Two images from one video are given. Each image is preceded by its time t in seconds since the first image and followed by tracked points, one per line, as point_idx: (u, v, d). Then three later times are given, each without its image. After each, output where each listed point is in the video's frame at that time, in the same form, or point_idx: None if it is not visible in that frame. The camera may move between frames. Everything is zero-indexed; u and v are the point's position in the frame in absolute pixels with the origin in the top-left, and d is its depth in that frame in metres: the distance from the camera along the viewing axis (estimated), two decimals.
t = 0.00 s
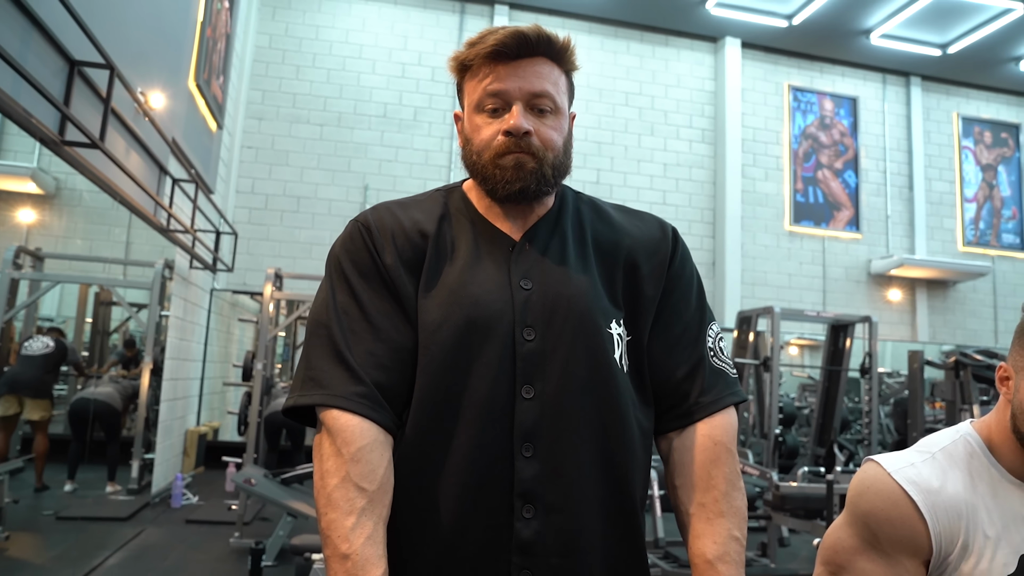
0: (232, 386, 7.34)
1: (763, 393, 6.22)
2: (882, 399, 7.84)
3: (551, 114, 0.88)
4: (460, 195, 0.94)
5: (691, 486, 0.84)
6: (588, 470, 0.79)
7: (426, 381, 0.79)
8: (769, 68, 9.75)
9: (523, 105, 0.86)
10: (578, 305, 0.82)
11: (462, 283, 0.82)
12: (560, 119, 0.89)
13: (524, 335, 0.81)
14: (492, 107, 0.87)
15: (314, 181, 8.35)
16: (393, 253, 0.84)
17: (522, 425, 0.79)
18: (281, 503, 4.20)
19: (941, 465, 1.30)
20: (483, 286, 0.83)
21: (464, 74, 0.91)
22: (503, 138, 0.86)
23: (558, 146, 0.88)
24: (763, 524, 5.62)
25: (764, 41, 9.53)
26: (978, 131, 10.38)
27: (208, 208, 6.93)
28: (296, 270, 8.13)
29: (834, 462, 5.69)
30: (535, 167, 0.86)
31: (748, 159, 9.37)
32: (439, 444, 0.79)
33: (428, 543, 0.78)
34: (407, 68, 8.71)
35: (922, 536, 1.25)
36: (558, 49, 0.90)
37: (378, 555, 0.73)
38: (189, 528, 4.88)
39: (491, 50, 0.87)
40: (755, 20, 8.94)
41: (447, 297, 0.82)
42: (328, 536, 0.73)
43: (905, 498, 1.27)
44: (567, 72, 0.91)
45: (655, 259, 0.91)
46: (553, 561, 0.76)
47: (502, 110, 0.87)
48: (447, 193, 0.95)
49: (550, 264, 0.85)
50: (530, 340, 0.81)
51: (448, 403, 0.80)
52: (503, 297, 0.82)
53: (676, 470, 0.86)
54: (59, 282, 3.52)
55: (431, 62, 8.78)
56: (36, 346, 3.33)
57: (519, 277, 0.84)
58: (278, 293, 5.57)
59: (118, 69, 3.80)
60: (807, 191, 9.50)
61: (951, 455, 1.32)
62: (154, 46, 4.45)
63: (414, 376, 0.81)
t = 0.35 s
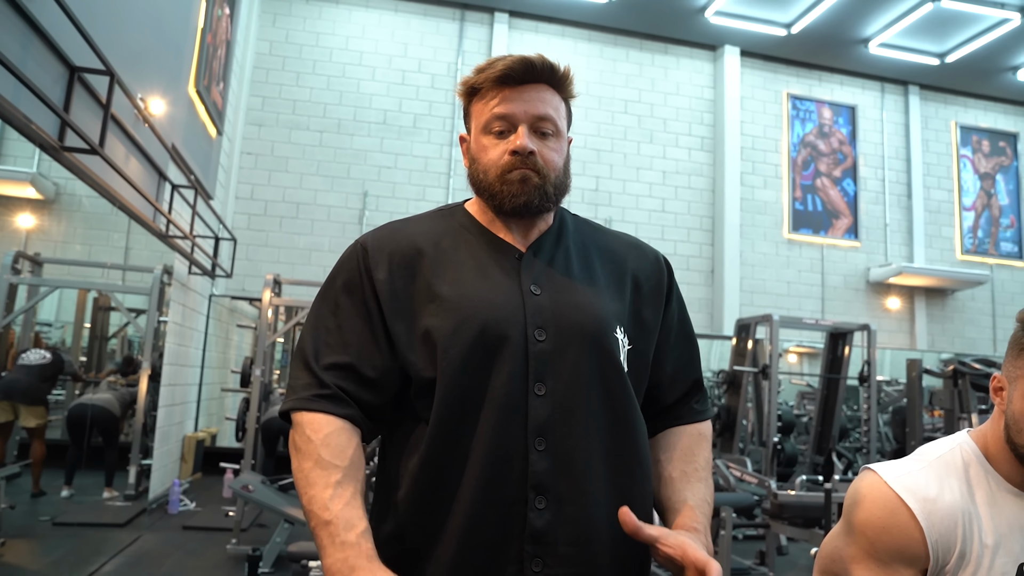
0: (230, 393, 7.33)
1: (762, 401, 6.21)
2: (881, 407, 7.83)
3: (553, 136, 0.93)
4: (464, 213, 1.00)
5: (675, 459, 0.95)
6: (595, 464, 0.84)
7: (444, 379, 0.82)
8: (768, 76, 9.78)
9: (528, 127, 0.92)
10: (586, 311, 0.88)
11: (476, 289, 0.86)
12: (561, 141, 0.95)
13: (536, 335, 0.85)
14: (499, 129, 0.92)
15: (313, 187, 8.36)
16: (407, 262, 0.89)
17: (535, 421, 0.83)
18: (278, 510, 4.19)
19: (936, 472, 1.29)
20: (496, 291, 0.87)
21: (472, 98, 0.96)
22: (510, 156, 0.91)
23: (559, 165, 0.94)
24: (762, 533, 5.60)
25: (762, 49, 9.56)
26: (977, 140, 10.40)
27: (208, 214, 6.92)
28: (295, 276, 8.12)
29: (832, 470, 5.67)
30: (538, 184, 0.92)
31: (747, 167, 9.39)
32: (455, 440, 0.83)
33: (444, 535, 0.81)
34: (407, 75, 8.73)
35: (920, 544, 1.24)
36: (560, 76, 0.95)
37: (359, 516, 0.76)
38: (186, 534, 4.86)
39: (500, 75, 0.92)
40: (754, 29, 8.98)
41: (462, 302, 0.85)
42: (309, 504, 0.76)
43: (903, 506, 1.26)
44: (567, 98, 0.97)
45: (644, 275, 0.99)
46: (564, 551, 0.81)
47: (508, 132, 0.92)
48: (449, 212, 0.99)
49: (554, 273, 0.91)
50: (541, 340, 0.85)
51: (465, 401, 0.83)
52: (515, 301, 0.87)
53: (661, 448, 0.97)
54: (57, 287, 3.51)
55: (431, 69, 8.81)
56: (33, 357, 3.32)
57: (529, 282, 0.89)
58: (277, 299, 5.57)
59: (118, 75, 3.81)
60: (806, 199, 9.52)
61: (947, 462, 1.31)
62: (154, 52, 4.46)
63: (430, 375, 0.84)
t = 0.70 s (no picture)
0: (237, 391, 7.35)
1: (769, 399, 6.20)
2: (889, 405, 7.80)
3: (552, 145, 0.95)
4: (469, 216, 1.03)
5: (675, 441, 1.03)
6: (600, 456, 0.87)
7: (457, 377, 0.84)
8: (774, 73, 9.74)
9: (525, 140, 0.93)
10: (593, 310, 0.90)
11: (486, 289, 0.88)
12: (559, 150, 0.96)
13: (544, 332, 0.87)
14: (498, 143, 0.94)
15: (320, 186, 8.38)
16: (415, 265, 0.92)
17: (546, 416, 0.84)
18: (286, 507, 4.19)
19: (945, 470, 1.29)
20: (503, 291, 0.89)
21: (470, 110, 0.98)
22: (510, 172, 0.93)
23: (557, 175, 0.96)
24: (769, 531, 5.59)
25: (769, 46, 9.52)
26: (986, 137, 10.33)
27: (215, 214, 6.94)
28: (301, 274, 8.14)
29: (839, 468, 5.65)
30: (537, 203, 0.94)
31: (754, 164, 9.37)
32: (465, 435, 0.84)
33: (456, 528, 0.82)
34: (413, 74, 8.73)
35: (930, 540, 1.24)
36: (557, 83, 0.96)
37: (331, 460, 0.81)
38: (195, 532, 4.89)
39: (494, 92, 0.93)
40: (760, 26, 8.95)
41: (472, 301, 0.87)
42: (291, 459, 0.81)
43: (913, 502, 1.26)
44: (562, 103, 0.98)
45: (647, 274, 1.02)
46: (571, 542, 0.83)
47: (506, 146, 0.94)
48: (453, 218, 1.02)
49: (558, 274, 0.94)
50: (551, 338, 0.87)
51: (475, 397, 0.84)
52: (522, 301, 0.89)
53: (663, 433, 1.04)
54: (66, 286, 3.54)
55: (437, 68, 8.81)
56: (42, 358, 3.36)
57: (536, 281, 0.91)
58: (283, 298, 5.58)
59: (126, 76, 3.83)
60: (813, 196, 9.48)
61: (956, 460, 1.30)
62: (161, 52, 4.47)
63: (439, 372, 0.85)
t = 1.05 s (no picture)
0: (235, 388, 7.36)
1: (767, 401, 6.20)
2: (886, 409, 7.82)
3: (516, 140, 0.97)
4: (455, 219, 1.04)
5: (681, 424, 1.01)
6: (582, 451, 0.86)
7: (440, 378, 0.85)
8: (775, 76, 9.75)
9: (488, 139, 0.96)
10: (573, 307, 0.90)
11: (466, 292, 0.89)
12: (525, 145, 0.98)
13: (523, 331, 0.87)
14: (464, 145, 0.97)
15: (320, 184, 8.38)
16: (401, 270, 0.93)
17: (525, 413, 0.84)
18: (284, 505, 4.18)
19: (943, 474, 1.29)
20: (483, 293, 0.89)
21: (436, 120, 1.01)
22: (476, 171, 0.95)
23: (525, 168, 0.97)
24: (765, 534, 5.59)
25: (771, 49, 9.52)
26: (986, 141, 10.34)
27: (216, 211, 6.93)
28: (301, 272, 8.15)
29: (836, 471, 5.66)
30: (509, 198, 0.95)
31: (754, 167, 9.37)
32: (449, 433, 0.85)
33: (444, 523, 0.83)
34: (415, 72, 8.74)
35: (925, 543, 1.24)
36: (515, 82, 0.98)
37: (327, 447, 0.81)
38: (191, 529, 4.88)
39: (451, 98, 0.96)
40: (762, 29, 8.95)
41: (451, 305, 0.87)
42: (290, 451, 0.80)
43: (909, 506, 1.26)
44: (525, 101, 1.00)
45: (637, 262, 1.01)
46: (554, 536, 0.83)
47: (471, 147, 0.96)
48: (443, 224, 1.02)
49: (542, 273, 0.93)
50: (530, 336, 0.87)
51: (456, 398, 0.85)
52: (501, 302, 0.89)
53: (668, 417, 1.03)
54: (65, 281, 3.53)
55: (438, 67, 8.82)
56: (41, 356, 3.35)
57: (515, 282, 0.91)
58: (282, 295, 5.58)
59: (128, 72, 3.83)
60: (813, 199, 9.49)
61: (954, 464, 1.30)
62: (162, 48, 4.47)
63: (423, 374, 0.87)
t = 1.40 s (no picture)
0: (255, 393, 7.41)
1: (786, 403, 6.19)
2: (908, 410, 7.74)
3: (505, 153, 0.92)
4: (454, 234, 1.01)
5: (699, 411, 0.97)
6: (598, 457, 0.82)
7: (452, 397, 0.84)
8: (792, 76, 9.69)
9: (475, 156, 0.91)
10: (579, 310, 0.86)
11: (468, 309, 0.88)
12: (515, 157, 0.92)
13: (529, 340, 0.84)
14: (451, 164, 0.93)
15: (337, 189, 8.43)
16: (402, 296, 0.94)
17: (537, 422, 0.82)
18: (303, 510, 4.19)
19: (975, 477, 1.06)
20: (485, 308, 0.88)
21: (423, 139, 0.97)
22: (467, 191, 0.91)
23: (517, 182, 0.92)
24: (787, 537, 5.55)
25: (786, 49, 9.47)
26: (1008, 139, 10.20)
27: (233, 217, 6.98)
28: (319, 278, 8.19)
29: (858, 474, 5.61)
30: (502, 215, 0.90)
31: (771, 167, 9.32)
32: (466, 448, 0.84)
33: (472, 535, 0.82)
34: (430, 78, 8.78)
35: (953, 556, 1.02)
36: (500, 90, 0.93)
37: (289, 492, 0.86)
38: (212, 533, 4.91)
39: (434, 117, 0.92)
40: (777, 28, 8.90)
41: (455, 325, 0.87)
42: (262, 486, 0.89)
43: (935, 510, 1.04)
44: (511, 107, 0.95)
45: (644, 254, 0.96)
46: (576, 545, 0.80)
47: (459, 165, 0.92)
48: (443, 240, 1.01)
49: (547, 278, 0.90)
50: (536, 345, 0.84)
51: (470, 413, 0.84)
52: (504, 314, 0.87)
53: (688, 408, 0.98)
54: (86, 288, 3.57)
55: (453, 72, 8.85)
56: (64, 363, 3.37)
57: (517, 291, 0.89)
58: (301, 301, 5.61)
59: (148, 81, 3.89)
60: (831, 200, 9.41)
61: (988, 465, 1.07)
62: (181, 57, 4.52)
63: (434, 392, 0.86)
